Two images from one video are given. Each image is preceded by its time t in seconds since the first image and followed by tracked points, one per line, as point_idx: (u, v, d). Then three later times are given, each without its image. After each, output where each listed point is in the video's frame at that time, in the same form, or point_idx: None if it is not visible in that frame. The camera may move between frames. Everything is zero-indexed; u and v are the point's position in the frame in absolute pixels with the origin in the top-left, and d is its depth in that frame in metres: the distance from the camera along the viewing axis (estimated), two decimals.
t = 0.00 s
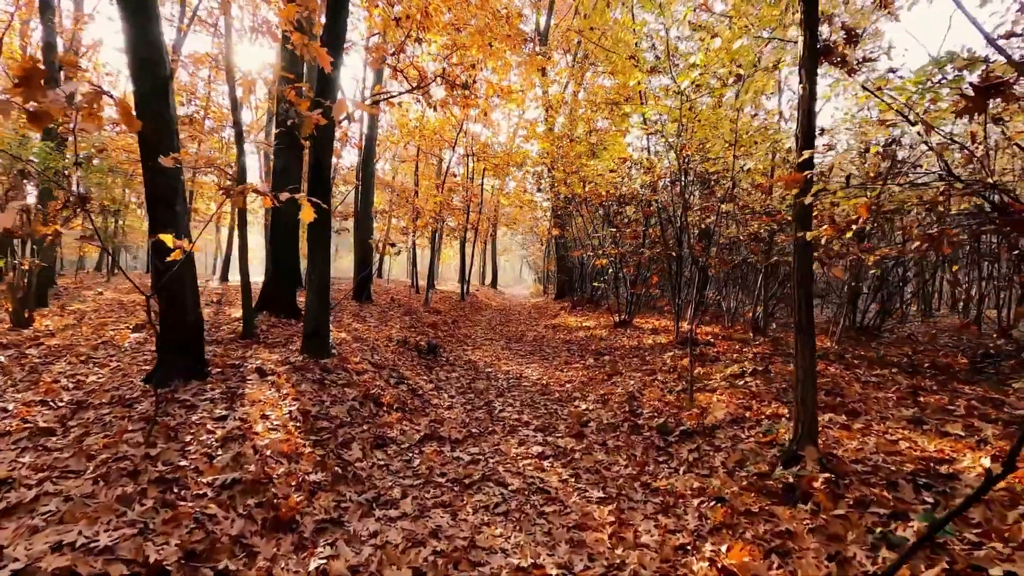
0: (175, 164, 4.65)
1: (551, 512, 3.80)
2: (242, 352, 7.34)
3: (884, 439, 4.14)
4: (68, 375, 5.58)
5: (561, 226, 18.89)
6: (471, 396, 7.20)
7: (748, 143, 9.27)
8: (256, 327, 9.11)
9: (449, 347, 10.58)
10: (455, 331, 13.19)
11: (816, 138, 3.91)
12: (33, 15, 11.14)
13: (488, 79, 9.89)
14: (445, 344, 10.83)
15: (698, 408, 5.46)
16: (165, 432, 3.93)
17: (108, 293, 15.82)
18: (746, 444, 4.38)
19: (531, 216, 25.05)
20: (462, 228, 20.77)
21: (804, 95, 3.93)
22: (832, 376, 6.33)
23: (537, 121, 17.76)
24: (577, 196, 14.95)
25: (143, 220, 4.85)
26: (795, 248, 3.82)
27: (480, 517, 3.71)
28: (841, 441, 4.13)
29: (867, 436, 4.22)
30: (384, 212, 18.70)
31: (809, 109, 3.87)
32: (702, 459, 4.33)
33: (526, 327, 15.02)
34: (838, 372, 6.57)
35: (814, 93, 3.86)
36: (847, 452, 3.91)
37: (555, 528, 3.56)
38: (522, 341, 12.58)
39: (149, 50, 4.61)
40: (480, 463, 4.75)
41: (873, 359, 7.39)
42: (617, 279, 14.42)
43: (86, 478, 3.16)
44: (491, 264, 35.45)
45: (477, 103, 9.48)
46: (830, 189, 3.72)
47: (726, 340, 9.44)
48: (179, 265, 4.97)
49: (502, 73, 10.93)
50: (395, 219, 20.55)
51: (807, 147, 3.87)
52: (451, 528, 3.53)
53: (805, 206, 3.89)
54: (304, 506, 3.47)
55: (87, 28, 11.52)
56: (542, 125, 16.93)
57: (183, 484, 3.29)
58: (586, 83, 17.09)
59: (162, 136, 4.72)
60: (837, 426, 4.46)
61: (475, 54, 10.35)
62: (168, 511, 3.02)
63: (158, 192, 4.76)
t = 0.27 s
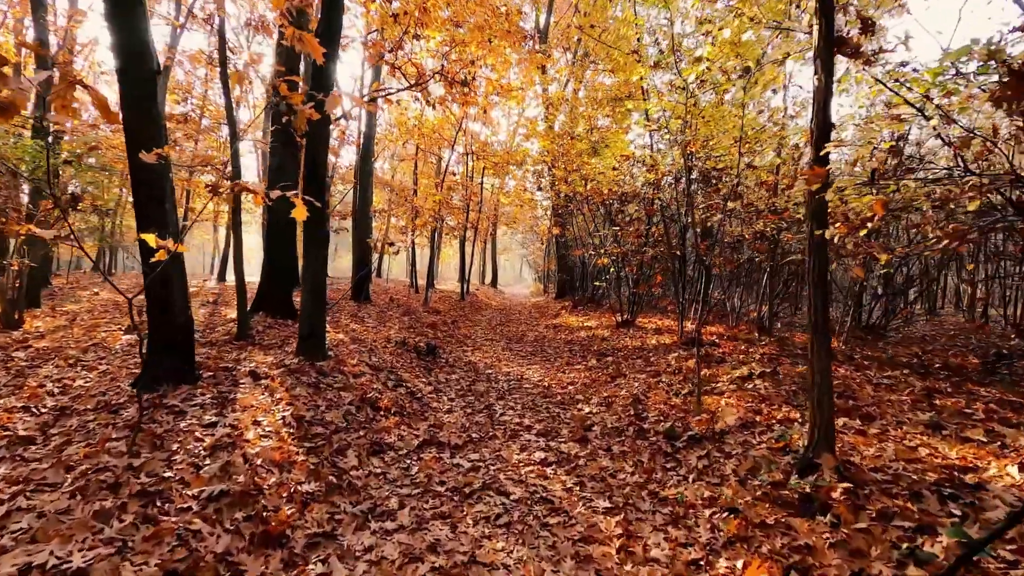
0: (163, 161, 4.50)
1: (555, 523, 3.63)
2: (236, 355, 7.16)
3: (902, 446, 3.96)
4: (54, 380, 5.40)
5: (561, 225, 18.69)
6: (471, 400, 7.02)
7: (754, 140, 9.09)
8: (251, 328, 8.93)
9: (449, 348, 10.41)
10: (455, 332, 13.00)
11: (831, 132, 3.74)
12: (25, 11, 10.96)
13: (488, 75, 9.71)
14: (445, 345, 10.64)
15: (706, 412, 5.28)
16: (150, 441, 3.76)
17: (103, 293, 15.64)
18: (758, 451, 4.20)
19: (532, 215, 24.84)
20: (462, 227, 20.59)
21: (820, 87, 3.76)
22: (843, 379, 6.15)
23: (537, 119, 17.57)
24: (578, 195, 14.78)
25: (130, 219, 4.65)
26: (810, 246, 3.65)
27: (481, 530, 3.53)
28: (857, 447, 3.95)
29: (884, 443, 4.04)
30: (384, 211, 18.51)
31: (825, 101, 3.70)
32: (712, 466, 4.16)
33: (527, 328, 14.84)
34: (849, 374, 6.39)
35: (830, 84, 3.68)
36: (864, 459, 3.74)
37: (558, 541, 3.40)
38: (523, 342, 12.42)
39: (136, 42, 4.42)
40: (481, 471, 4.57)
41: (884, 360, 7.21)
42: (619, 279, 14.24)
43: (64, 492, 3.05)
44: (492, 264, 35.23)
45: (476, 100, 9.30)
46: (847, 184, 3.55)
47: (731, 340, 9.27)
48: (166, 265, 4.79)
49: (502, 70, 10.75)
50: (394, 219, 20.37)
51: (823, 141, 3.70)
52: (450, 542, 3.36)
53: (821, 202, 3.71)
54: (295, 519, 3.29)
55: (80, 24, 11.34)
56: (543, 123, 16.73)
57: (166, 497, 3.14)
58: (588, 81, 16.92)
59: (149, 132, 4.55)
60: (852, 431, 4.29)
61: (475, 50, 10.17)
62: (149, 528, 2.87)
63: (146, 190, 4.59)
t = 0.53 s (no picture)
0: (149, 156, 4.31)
1: (558, 536, 3.45)
2: (230, 357, 6.98)
3: (921, 453, 3.79)
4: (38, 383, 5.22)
5: (561, 224, 18.48)
6: (471, 402, 6.84)
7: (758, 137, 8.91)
8: (246, 329, 8.74)
9: (448, 349, 10.23)
10: (454, 332, 12.80)
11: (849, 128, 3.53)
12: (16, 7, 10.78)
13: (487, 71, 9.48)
14: (444, 346, 10.45)
15: (714, 417, 5.10)
16: (133, 449, 3.58)
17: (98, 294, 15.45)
18: (769, 458, 4.03)
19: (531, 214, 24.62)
20: (461, 226, 20.40)
21: (836, 76, 3.55)
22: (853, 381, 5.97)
23: (537, 117, 17.38)
24: (579, 194, 14.59)
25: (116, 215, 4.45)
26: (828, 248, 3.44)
27: (481, 543, 3.36)
28: (874, 455, 3.78)
29: (903, 449, 3.87)
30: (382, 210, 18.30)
31: (841, 93, 3.49)
32: (722, 474, 3.98)
33: (527, 328, 14.67)
34: (859, 376, 6.21)
35: (848, 73, 3.47)
36: (883, 467, 3.56)
37: (561, 555, 3.23)
38: (523, 342, 12.25)
39: (118, 31, 4.22)
40: (481, 478, 4.39)
41: (893, 361, 7.04)
42: (621, 278, 14.07)
43: (37, 506, 2.88)
44: (491, 263, 34.97)
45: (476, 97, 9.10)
46: (866, 178, 3.35)
47: (735, 341, 9.10)
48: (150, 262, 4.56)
49: (501, 66, 10.57)
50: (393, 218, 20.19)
51: (841, 135, 3.49)
52: (448, 557, 3.19)
53: (838, 199, 3.49)
54: (285, 533, 3.12)
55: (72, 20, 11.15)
56: (543, 121, 16.54)
57: (147, 511, 2.97)
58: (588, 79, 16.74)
59: (135, 128, 4.37)
60: (868, 438, 4.12)
61: (474, 46, 9.98)
62: (126, 546, 2.71)
63: (132, 186, 4.40)
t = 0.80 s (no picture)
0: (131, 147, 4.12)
1: (562, 549, 3.27)
2: (223, 359, 6.80)
3: (942, 462, 3.61)
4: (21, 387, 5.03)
5: (562, 224, 18.31)
6: (470, 406, 6.65)
7: (764, 135, 8.75)
8: (240, 330, 8.56)
9: (447, 350, 10.04)
10: (453, 333, 12.62)
11: (867, 119, 3.35)
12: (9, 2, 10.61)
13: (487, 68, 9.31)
14: (442, 347, 10.27)
15: (721, 422, 4.92)
16: (113, 458, 3.40)
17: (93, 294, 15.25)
18: (782, 466, 3.85)
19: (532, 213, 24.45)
20: (461, 226, 20.23)
21: (853, 64, 3.33)
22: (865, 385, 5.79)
23: (537, 115, 17.23)
24: (579, 193, 14.42)
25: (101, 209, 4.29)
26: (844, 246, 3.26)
27: (479, 558, 3.19)
28: (893, 463, 3.60)
29: (922, 457, 3.69)
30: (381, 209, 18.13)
31: (859, 82, 3.30)
32: (733, 483, 3.80)
33: (528, 328, 14.49)
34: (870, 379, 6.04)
35: (866, 62, 3.27)
36: (903, 477, 3.38)
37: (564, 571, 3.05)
38: (524, 343, 12.08)
39: (102, 20, 4.05)
40: (480, 486, 4.21)
41: (903, 363, 6.86)
42: (622, 278, 13.88)
43: (6, 522, 2.70)
44: (491, 263, 34.77)
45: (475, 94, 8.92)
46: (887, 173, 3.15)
47: (739, 342, 8.92)
48: (134, 256, 4.37)
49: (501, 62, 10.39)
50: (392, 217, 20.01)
51: (859, 125, 3.30)
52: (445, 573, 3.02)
53: (856, 193, 3.31)
54: (272, 548, 2.95)
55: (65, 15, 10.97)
56: (543, 119, 16.37)
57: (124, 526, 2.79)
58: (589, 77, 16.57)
59: (121, 121, 4.20)
60: (885, 445, 3.94)
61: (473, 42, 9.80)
62: (100, 564, 2.54)
63: (117, 179, 4.23)
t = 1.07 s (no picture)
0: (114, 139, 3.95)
1: (564, 565, 3.10)
2: (215, 362, 6.62)
3: (964, 472, 3.43)
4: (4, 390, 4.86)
5: (562, 223, 18.13)
6: (469, 410, 6.47)
7: (768, 133, 8.59)
8: (235, 331, 8.38)
9: (446, 352, 9.86)
10: (452, 334, 12.44)
11: (886, 110, 3.18)
12: None
13: (487, 65, 9.14)
14: (441, 348, 10.09)
15: (729, 428, 4.74)
16: (91, 468, 3.23)
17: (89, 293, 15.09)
18: (795, 476, 3.66)
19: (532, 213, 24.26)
20: (460, 226, 20.06)
21: (872, 52, 3.15)
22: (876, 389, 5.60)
23: (538, 114, 17.05)
24: (579, 192, 14.26)
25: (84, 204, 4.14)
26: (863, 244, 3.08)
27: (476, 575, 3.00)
28: (912, 475, 3.42)
29: (943, 468, 3.51)
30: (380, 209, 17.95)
31: (879, 71, 3.11)
32: (743, 494, 3.62)
33: (527, 329, 14.32)
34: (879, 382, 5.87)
35: (886, 50, 3.09)
36: (926, 490, 3.21)
37: None
38: (523, 344, 11.90)
39: (84, 11, 3.89)
40: (478, 495, 4.03)
41: (913, 367, 6.68)
42: (622, 278, 13.73)
43: None
44: (491, 263, 34.56)
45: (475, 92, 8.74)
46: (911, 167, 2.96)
47: (743, 344, 8.75)
48: (116, 250, 4.19)
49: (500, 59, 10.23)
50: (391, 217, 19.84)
51: (878, 116, 3.13)
52: None
53: (875, 187, 3.13)
54: (255, 565, 2.77)
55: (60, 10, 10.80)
56: (543, 118, 16.21)
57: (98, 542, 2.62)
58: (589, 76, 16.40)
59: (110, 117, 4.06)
60: (902, 454, 3.76)
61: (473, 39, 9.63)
62: None
63: (102, 173, 4.08)
